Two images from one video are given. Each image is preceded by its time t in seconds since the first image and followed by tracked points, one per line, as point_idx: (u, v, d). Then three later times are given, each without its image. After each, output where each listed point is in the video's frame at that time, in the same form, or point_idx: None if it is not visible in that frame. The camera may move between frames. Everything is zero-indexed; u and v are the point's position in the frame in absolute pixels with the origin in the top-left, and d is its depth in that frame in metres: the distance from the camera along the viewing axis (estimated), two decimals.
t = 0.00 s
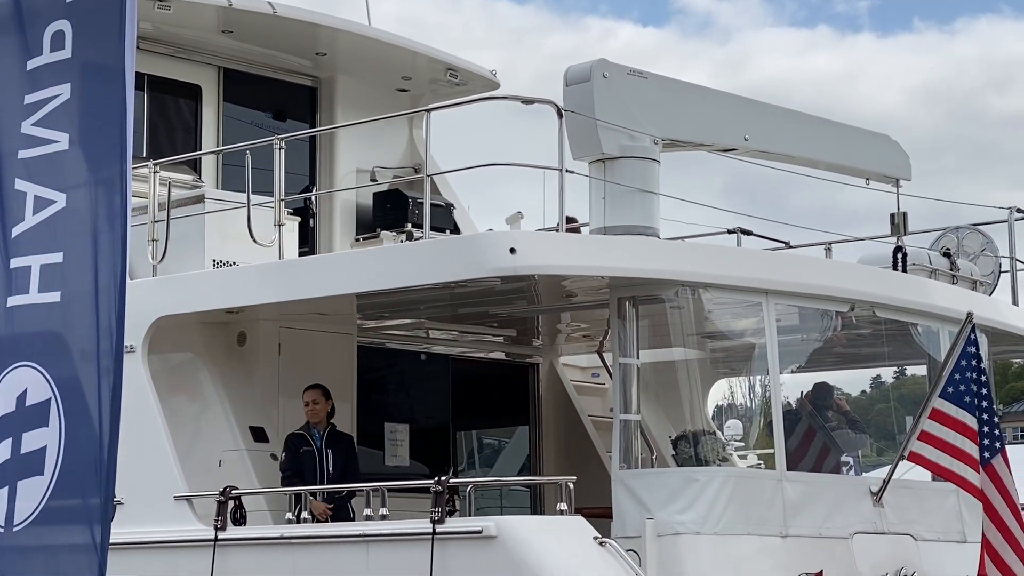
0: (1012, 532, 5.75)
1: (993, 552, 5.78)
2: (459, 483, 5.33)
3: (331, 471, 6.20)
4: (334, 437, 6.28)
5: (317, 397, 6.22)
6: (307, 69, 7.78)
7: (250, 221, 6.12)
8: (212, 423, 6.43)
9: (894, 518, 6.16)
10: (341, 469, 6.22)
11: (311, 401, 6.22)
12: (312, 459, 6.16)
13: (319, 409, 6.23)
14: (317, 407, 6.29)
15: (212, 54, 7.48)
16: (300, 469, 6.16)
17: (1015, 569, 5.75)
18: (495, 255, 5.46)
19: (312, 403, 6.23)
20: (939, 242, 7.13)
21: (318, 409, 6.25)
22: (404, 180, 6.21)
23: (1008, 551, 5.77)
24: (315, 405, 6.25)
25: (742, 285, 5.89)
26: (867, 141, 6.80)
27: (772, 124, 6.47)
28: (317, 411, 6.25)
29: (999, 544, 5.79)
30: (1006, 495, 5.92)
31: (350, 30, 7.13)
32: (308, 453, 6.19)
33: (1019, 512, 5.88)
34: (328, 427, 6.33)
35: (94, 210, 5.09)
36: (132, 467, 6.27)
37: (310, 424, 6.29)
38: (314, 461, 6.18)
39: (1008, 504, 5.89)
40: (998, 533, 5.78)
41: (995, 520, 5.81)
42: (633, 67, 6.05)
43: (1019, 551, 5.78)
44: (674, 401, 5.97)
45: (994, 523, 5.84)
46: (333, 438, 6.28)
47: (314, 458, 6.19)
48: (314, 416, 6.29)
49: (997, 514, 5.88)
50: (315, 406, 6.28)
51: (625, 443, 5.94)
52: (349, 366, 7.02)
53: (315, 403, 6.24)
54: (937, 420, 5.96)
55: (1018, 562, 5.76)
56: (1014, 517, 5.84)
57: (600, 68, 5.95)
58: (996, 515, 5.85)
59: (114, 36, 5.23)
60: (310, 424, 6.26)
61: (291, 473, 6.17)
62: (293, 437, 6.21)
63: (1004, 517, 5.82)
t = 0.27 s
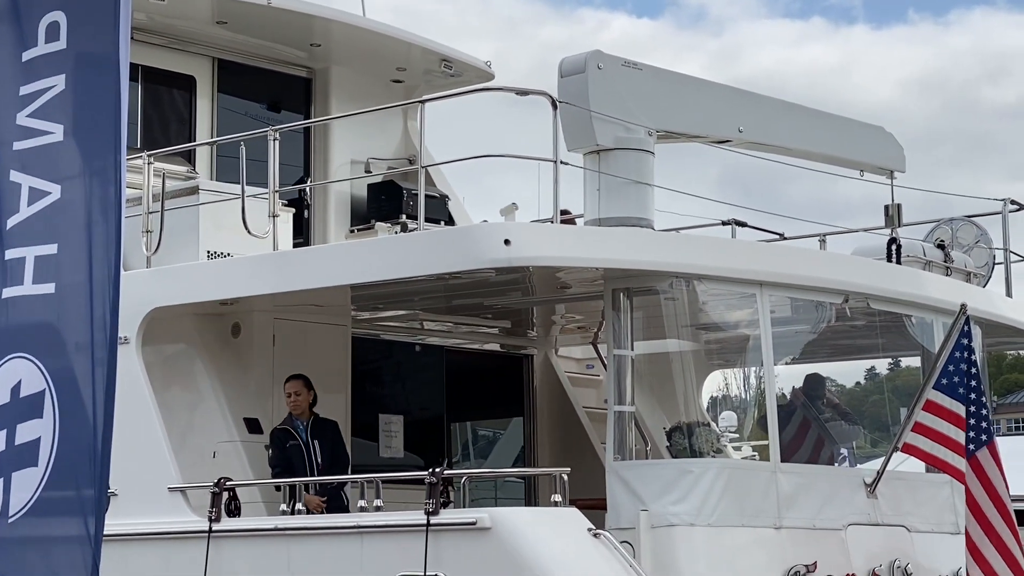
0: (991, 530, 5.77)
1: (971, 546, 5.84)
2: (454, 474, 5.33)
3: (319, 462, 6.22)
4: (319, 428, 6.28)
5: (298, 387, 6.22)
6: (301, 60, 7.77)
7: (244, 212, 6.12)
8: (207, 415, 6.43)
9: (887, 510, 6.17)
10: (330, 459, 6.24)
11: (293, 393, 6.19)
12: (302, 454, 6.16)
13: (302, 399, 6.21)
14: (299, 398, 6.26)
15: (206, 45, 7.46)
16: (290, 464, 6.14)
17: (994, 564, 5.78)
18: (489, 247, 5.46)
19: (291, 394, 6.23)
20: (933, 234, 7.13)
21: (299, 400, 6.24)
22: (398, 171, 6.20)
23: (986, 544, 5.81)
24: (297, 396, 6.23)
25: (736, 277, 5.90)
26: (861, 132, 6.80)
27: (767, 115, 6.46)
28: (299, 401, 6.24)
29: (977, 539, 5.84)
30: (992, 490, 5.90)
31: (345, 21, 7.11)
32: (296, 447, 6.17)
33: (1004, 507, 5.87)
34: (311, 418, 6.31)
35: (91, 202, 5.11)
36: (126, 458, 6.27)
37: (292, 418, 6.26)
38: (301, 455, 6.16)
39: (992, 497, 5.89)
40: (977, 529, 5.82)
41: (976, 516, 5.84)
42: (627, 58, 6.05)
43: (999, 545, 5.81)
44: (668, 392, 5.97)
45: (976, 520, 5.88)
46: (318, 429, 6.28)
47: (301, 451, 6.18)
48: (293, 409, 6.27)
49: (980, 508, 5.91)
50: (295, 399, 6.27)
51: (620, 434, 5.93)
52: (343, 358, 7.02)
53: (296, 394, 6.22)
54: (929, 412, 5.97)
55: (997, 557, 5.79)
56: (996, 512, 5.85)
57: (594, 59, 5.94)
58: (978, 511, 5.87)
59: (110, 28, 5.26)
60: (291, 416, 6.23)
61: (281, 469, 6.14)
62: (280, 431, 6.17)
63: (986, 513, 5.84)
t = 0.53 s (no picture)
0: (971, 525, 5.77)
1: (951, 540, 5.82)
2: (446, 464, 5.32)
3: (309, 452, 6.22)
4: (307, 417, 6.28)
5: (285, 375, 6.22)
6: (294, 50, 7.76)
7: (236, 202, 6.11)
8: (200, 404, 6.44)
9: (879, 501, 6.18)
10: (319, 449, 6.25)
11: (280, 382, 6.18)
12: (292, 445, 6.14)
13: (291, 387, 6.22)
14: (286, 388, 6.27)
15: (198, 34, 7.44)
16: (280, 456, 6.13)
17: (972, 560, 5.79)
18: (482, 237, 5.45)
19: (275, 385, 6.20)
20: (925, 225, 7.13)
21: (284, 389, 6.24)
22: (390, 161, 6.20)
23: (966, 540, 5.80)
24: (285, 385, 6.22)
25: (729, 267, 5.89)
26: (852, 121, 6.81)
27: (759, 106, 6.46)
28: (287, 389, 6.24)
29: (958, 533, 5.82)
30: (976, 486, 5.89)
31: (338, 12, 7.10)
32: (285, 438, 6.15)
33: (985, 502, 5.87)
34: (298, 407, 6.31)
35: (83, 192, 5.09)
36: (118, 448, 6.27)
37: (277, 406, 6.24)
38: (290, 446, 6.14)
39: (974, 491, 5.89)
40: (957, 524, 5.81)
41: (956, 510, 5.84)
42: (620, 49, 6.05)
43: (978, 542, 5.81)
44: (661, 382, 5.95)
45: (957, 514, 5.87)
46: (305, 419, 6.27)
47: (291, 443, 6.16)
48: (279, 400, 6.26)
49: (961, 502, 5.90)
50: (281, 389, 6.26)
51: (612, 425, 5.94)
52: (336, 349, 7.06)
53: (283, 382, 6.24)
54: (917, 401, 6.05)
55: (975, 553, 5.79)
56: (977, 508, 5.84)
57: (587, 49, 5.93)
58: (959, 505, 5.86)
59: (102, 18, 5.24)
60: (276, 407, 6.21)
61: (271, 460, 6.12)
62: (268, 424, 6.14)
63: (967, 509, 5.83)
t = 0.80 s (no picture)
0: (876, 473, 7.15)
1: (861, 486, 7.20)
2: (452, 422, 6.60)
3: (342, 414, 7.60)
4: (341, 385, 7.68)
5: (325, 348, 7.64)
6: (325, 83, 9.12)
7: (280, 209, 7.47)
8: (249, 373, 7.85)
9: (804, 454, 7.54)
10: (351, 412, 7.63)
11: (321, 353, 7.57)
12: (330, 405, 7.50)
13: (330, 358, 7.63)
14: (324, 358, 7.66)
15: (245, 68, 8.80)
16: (319, 415, 7.46)
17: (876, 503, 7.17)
18: (480, 236, 6.76)
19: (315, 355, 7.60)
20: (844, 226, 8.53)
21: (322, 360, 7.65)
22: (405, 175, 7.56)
23: (872, 485, 7.18)
24: (324, 356, 7.63)
25: (682, 262, 7.22)
26: (787, 144, 8.19)
27: (708, 130, 7.83)
28: (325, 360, 7.64)
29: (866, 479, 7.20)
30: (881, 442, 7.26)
31: (363, 52, 8.46)
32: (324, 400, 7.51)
33: (889, 455, 7.25)
34: (331, 377, 7.71)
35: (154, 201, 6.43)
36: (182, 410, 7.63)
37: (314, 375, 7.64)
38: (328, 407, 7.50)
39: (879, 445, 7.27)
40: (866, 472, 7.18)
41: (865, 461, 7.21)
42: (593, 83, 7.39)
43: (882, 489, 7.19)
44: (627, 356, 7.27)
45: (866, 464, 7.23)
46: (340, 387, 7.67)
47: (328, 405, 7.51)
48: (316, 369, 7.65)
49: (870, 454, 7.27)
50: (318, 360, 7.65)
51: (586, 391, 7.25)
52: (360, 329, 8.50)
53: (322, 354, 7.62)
54: (839, 372, 7.56)
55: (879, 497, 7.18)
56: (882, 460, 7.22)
57: (567, 83, 7.27)
58: (867, 455, 7.23)
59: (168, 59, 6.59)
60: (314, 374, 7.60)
61: (312, 418, 7.45)
62: (311, 389, 7.49)
63: (874, 460, 7.20)
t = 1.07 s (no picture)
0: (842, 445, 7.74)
1: (828, 457, 7.79)
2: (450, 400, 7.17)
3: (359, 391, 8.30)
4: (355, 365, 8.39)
5: (342, 332, 8.28)
6: (333, 86, 9.74)
7: (292, 203, 8.09)
8: (262, 355, 8.48)
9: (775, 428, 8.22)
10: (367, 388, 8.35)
11: (343, 336, 8.23)
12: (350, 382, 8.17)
13: (346, 341, 8.32)
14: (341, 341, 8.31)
15: (258, 72, 9.41)
16: (340, 393, 8.16)
17: (842, 473, 7.76)
18: (477, 229, 7.36)
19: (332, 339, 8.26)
20: (812, 220, 9.20)
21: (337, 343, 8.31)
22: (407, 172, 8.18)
23: (838, 456, 7.78)
24: (341, 339, 8.31)
25: (663, 253, 7.82)
26: (759, 144, 8.85)
27: (686, 132, 8.49)
28: (342, 343, 8.31)
29: (833, 451, 7.80)
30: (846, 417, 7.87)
31: (369, 58, 9.07)
32: (347, 378, 8.20)
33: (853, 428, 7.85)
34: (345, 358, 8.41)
35: (175, 195, 7.01)
36: (201, 389, 8.26)
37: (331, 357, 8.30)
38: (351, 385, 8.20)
39: (844, 420, 7.87)
40: (832, 445, 7.78)
41: (831, 434, 7.81)
42: (581, 87, 8.00)
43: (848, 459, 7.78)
44: (611, 340, 7.87)
45: (832, 437, 7.83)
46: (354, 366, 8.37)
47: (349, 384, 8.20)
48: (334, 352, 8.31)
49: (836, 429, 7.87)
50: (335, 343, 8.29)
51: (574, 373, 7.88)
52: (365, 314, 9.14)
53: (340, 337, 8.28)
54: (809, 356, 8.21)
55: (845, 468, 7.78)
56: (847, 432, 7.82)
57: (558, 88, 7.89)
58: (833, 429, 7.84)
59: (187, 63, 7.16)
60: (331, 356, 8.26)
61: (335, 396, 8.13)
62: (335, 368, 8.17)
63: (839, 433, 7.81)
